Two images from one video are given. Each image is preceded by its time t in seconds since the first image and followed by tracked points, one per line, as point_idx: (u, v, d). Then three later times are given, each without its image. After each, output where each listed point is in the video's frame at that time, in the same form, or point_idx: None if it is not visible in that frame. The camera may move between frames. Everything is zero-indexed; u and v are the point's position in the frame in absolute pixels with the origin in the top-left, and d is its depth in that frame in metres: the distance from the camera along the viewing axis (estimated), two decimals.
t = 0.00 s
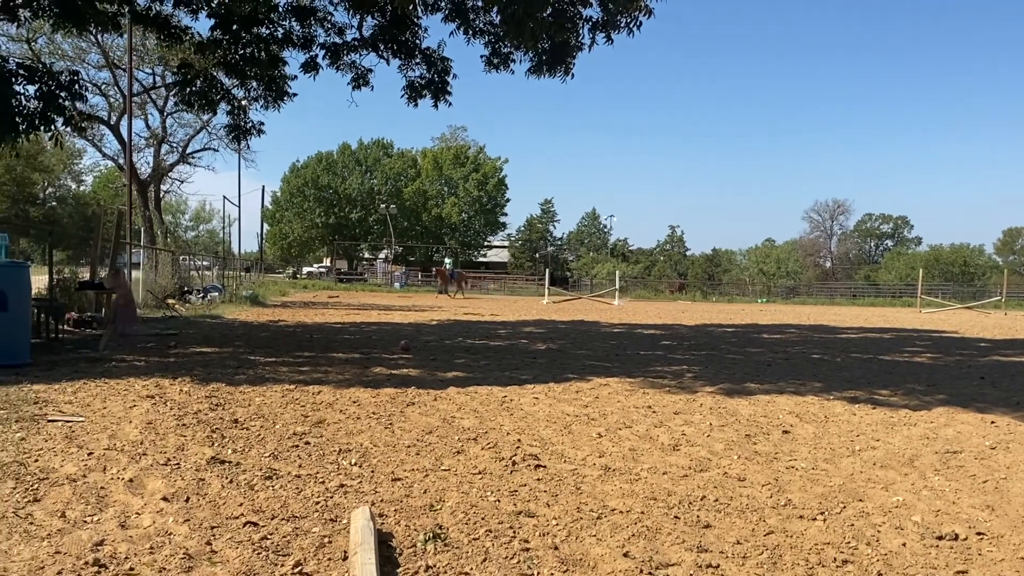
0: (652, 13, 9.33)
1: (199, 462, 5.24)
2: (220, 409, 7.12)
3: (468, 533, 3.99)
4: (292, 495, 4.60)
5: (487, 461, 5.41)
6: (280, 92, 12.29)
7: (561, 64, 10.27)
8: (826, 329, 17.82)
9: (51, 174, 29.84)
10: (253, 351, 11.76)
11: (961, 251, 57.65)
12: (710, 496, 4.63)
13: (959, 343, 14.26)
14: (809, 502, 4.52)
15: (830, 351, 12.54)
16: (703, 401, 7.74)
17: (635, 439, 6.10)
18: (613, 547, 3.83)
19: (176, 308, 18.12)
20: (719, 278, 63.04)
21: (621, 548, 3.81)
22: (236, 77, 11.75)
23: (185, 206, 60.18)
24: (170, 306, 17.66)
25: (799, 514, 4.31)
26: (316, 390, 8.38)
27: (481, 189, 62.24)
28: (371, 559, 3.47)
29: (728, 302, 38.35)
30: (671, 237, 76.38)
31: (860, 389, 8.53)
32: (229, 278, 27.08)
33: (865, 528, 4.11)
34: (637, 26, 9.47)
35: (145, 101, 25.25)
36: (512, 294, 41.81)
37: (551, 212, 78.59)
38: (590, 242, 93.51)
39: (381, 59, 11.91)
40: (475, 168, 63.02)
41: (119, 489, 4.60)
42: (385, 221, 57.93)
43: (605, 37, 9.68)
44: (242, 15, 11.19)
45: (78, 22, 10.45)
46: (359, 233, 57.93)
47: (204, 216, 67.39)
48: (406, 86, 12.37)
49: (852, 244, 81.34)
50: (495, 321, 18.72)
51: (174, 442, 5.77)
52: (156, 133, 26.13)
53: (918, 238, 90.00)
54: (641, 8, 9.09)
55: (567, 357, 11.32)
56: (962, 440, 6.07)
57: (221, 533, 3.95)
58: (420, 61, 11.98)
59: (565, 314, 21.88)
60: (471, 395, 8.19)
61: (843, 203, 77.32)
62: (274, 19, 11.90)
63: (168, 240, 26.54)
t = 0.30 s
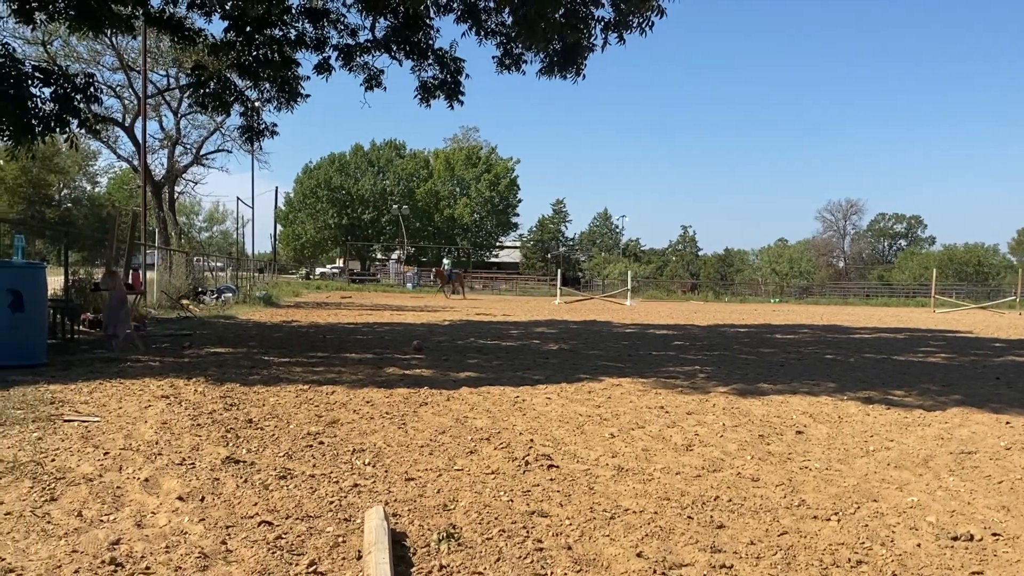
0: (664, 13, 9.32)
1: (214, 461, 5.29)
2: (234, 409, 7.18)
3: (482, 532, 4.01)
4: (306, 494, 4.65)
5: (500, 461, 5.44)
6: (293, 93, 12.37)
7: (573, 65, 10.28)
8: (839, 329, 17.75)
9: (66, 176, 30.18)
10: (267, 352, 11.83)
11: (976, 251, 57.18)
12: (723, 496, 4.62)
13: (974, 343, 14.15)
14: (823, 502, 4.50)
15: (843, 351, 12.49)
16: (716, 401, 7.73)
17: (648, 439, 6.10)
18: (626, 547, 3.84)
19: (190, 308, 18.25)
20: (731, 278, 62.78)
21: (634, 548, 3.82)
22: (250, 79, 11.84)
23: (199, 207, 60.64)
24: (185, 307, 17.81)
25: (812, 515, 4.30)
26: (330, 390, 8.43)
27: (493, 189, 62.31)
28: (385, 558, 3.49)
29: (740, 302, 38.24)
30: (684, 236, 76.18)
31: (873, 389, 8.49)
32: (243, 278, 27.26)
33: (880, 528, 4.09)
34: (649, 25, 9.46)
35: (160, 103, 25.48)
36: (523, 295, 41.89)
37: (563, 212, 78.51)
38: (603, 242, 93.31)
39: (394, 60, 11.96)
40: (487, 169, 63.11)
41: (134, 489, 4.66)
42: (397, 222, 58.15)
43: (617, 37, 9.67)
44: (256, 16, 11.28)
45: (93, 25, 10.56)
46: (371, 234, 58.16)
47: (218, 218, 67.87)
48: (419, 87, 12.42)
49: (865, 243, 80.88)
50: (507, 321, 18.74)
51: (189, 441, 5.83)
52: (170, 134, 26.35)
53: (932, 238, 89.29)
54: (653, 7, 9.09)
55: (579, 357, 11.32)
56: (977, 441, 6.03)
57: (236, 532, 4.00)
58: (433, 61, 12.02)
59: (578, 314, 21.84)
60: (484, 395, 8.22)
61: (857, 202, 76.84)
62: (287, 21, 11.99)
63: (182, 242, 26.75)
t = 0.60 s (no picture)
0: (677, 13, 9.31)
1: (230, 461, 5.35)
2: (249, 409, 7.24)
3: (496, 532, 4.03)
4: (321, 494, 4.69)
5: (513, 461, 5.46)
6: (306, 94, 12.45)
7: (585, 65, 10.29)
8: (853, 330, 17.63)
9: (82, 177, 30.49)
10: (280, 352, 11.91)
11: (991, 250, 56.50)
12: (737, 496, 4.62)
13: (990, 343, 14.02)
14: (838, 503, 4.49)
15: (857, 351, 12.41)
16: (730, 401, 7.71)
17: (661, 439, 6.10)
18: (639, 547, 3.85)
19: (204, 309, 18.39)
20: (744, 279, 62.46)
21: (648, 548, 3.83)
22: (264, 80, 11.93)
23: (213, 208, 61.11)
24: (200, 308, 17.97)
25: (826, 515, 4.29)
26: (344, 390, 8.47)
27: (505, 189, 62.37)
28: (400, 558, 3.52)
29: (753, 302, 38.09)
30: (696, 236, 75.87)
31: (888, 389, 8.44)
32: (256, 279, 27.43)
33: (894, 529, 4.07)
34: (662, 25, 9.44)
35: (174, 105, 25.71)
36: (534, 296, 41.87)
37: (575, 212, 78.40)
38: (615, 243, 93.07)
39: (407, 61, 12.01)
40: (499, 169, 63.18)
41: (150, 488, 4.71)
42: (410, 222, 58.36)
43: (630, 36, 9.67)
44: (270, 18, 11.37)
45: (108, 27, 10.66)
46: (384, 234, 58.38)
47: (232, 219, 68.29)
48: (432, 88, 12.46)
49: (879, 243, 80.25)
50: (519, 321, 18.76)
51: (204, 441, 5.89)
52: (184, 135, 26.57)
53: (947, 237, 88.44)
54: (666, 7, 9.07)
55: (592, 358, 11.32)
56: (993, 441, 5.99)
57: (251, 531, 4.04)
58: (446, 62, 12.06)
59: (590, 315, 21.82)
60: (497, 395, 8.24)
61: (871, 202, 76.26)
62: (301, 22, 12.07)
63: (196, 243, 26.96)
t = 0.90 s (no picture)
0: (689, 12, 9.29)
1: (244, 461, 5.40)
2: (263, 409, 7.30)
3: (509, 532, 4.05)
4: (335, 493, 4.72)
5: (526, 461, 5.47)
6: (319, 96, 12.53)
7: (597, 65, 10.30)
8: (866, 329, 17.53)
9: (98, 179, 30.84)
10: (294, 353, 11.98)
11: (1006, 250, 56.04)
12: (751, 497, 4.62)
13: (1004, 343, 13.91)
14: (851, 503, 4.48)
15: (870, 351, 12.34)
16: (743, 401, 7.69)
17: (674, 439, 6.10)
18: (653, 548, 3.85)
19: (218, 310, 18.55)
20: (756, 279, 62.25)
21: (661, 548, 3.83)
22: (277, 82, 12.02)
23: (226, 210, 61.63)
24: (214, 308, 18.13)
25: (840, 515, 4.28)
26: (357, 391, 8.52)
27: (516, 190, 62.43)
28: (414, 557, 3.55)
29: (765, 303, 37.97)
30: (708, 236, 75.66)
31: (902, 389, 8.39)
32: (269, 280, 27.60)
33: (909, 530, 4.05)
34: (674, 24, 9.43)
35: (188, 106, 25.92)
36: (545, 297, 41.91)
37: (587, 212, 78.35)
38: (626, 243, 92.93)
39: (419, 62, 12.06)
40: (510, 170, 63.24)
41: (166, 488, 4.77)
42: (422, 223, 58.55)
43: (642, 36, 9.64)
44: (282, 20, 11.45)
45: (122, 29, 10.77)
46: (396, 235, 58.62)
47: (245, 220, 68.70)
48: (444, 89, 12.50)
49: (892, 243, 79.77)
50: (530, 322, 18.78)
51: (218, 441, 5.95)
52: (197, 137, 26.77)
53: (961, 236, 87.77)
54: (678, 7, 9.05)
55: (603, 358, 11.33)
56: (1008, 441, 5.94)
57: (266, 531, 4.08)
58: (458, 63, 12.09)
59: (602, 315, 21.83)
60: (509, 395, 8.26)
61: (884, 201, 75.81)
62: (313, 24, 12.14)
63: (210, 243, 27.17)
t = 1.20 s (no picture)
0: (701, 12, 9.26)
1: (257, 461, 5.45)
2: (275, 410, 7.35)
3: (521, 532, 4.07)
4: (348, 494, 4.76)
5: (538, 462, 5.48)
6: (330, 98, 12.61)
7: (607, 66, 10.31)
8: (879, 330, 17.42)
9: (111, 182, 31.14)
10: (306, 354, 12.04)
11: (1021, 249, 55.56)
12: (763, 497, 4.61)
13: (1019, 343, 13.80)
14: (865, 503, 4.46)
15: (883, 351, 12.27)
16: (755, 402, 7.67)
17: (686, 440, 6.09)
18: (665, 548, 3.85)
19: (231, 311, 18.64)
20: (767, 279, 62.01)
21: (674, 549, 3.84)
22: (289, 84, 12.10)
23: (238, 212, 62.02)
24: (226, 310, 18.23)
25: (853, 516, 4.27)
26: (369, 391, 8.56)
27: (527, 191, 62.48)
28: (427, 557, 3.57)
29: (776, 303, 37.85)
30: (719, 236, 75.41)
31: (916, 390, 8.33)
32: (281, 282, 27.76)
33: (922, 530, 4.03)
34: (685, 24, 9.41)
35: (200, 109, 26.15)
36: (555, 297, 41.93)
37: (597, 212, 78.26)
38: (637, 244, 92.86)
39: (430, 64, 12.10)
40: (521, 171, 63.30)
41: (180, 488, 4.82)
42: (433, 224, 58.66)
43: (653, 36, 9.63)
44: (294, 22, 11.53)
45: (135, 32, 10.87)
46: (407, 236, 58.77)
47: (257, 221, 69.10)
48: (455, 90, 12.53)
49: (905, 243, 79.34)
50: (541, 322, 18.79)
51: (232, 442, 6.00)
52: (210, 139, 26.99)
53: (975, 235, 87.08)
54: (689, 7, 9.04)
55: (615, 358, 11.32)
56: (1023, 442, 5.90)
57: (280, 531, 4.12)
58: (468, 64, 12.12)
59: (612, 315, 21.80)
60: (521, 396, 8.28)
61: (896, 201, 75.36)
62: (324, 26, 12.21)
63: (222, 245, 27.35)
